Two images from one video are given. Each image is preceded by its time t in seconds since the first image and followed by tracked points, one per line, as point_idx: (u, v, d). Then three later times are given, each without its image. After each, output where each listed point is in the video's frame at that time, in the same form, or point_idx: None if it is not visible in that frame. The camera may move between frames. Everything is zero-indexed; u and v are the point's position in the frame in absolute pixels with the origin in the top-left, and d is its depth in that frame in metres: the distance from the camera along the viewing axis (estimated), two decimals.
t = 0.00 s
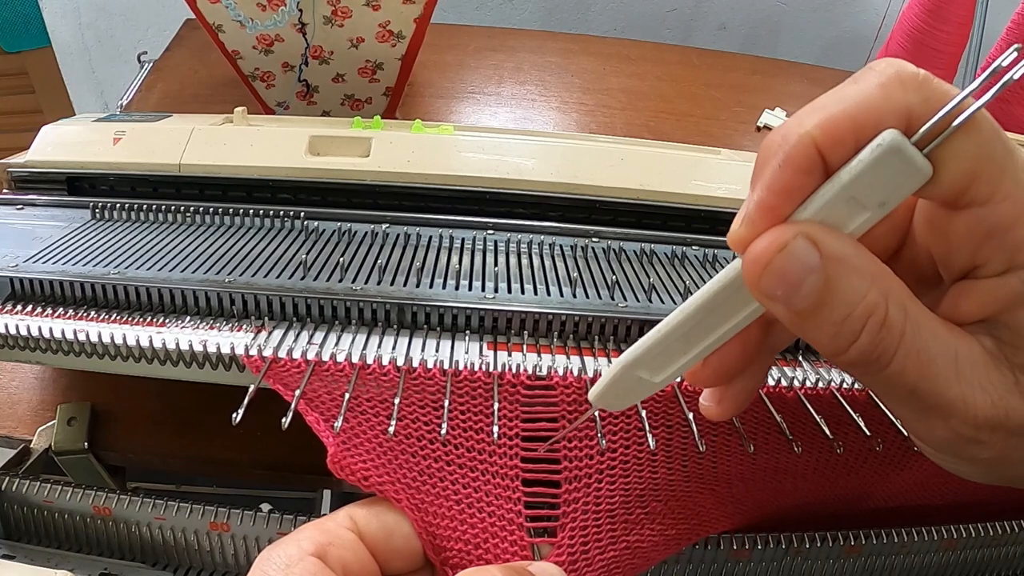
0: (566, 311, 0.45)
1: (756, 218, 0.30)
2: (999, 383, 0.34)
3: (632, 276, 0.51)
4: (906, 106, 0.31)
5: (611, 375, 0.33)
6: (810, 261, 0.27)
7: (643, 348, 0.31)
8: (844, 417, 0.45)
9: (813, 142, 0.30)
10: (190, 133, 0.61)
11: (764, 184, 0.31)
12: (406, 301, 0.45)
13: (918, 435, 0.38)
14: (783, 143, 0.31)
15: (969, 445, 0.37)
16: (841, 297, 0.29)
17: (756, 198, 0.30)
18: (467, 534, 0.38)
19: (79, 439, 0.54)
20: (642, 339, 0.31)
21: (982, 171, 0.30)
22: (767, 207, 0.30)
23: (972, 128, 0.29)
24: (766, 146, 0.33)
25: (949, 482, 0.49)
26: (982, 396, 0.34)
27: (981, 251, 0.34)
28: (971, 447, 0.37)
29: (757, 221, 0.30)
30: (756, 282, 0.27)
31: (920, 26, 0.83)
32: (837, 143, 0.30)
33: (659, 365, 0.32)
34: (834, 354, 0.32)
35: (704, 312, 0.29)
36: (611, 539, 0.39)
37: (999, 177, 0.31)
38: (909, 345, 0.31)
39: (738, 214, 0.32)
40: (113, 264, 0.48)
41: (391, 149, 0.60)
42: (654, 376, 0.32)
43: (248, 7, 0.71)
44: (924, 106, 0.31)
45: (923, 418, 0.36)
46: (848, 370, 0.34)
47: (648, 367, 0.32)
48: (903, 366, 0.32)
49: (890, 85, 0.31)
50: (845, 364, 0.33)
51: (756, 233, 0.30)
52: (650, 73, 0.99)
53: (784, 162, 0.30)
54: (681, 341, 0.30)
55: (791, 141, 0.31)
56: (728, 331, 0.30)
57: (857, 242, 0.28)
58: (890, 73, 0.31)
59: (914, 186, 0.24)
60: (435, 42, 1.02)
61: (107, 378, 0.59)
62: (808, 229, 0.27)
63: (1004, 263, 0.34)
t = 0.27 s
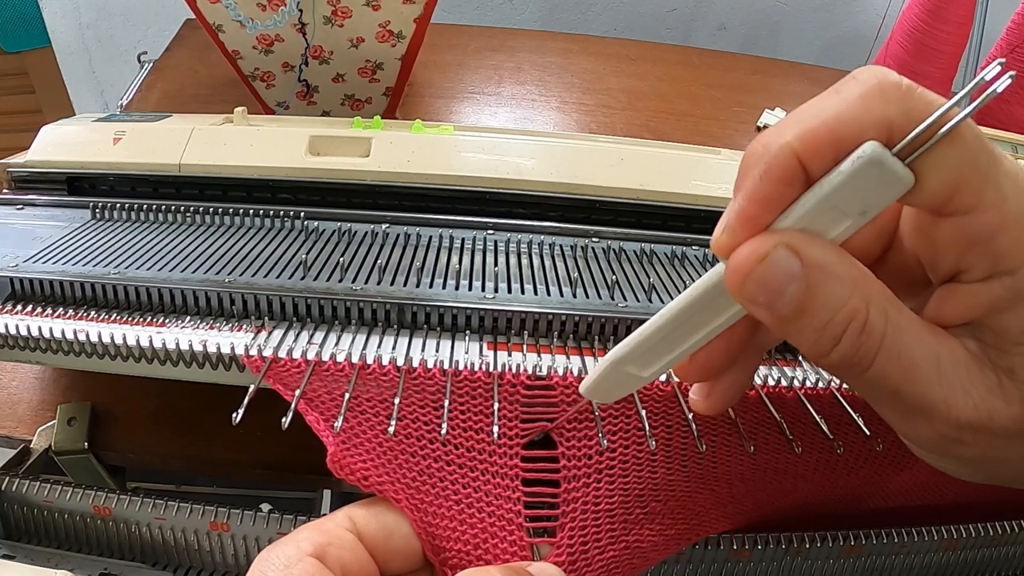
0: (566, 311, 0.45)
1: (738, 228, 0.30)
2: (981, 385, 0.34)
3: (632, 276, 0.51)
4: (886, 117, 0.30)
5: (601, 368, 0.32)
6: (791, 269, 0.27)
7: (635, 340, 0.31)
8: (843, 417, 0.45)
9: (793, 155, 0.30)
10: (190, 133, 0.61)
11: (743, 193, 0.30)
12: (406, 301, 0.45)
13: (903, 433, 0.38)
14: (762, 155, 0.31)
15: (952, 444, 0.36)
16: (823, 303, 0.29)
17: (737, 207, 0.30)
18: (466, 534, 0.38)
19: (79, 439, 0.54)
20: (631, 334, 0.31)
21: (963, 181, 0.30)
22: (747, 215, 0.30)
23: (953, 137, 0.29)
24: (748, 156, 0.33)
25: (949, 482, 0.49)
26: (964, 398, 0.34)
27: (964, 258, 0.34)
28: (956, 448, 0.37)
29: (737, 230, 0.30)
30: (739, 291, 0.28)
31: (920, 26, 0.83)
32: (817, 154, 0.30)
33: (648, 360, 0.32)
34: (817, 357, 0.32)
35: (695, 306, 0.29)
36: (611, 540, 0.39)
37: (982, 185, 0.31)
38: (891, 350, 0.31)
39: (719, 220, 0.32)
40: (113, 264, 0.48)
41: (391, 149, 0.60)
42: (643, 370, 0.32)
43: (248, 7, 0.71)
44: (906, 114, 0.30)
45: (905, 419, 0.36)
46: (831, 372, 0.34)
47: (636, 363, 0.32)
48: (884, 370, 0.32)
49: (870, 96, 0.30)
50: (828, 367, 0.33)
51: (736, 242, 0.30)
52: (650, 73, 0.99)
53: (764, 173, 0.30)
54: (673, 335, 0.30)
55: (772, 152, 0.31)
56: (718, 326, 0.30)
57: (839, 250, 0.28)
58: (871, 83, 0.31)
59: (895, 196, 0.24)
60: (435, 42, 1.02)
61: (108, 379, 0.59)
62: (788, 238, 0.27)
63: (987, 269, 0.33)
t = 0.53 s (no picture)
0: (566, 311, 0.45)
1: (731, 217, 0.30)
2: (983, 373, 0.34)
3: (632, 275, 0.51)
4: (877, 100, 0.30)
5: (597, 370, 0.32)
6: (787, 256, 0.27)
7: (630, 340, 0.31)
8: (843, 417, 0.45)
9: (784, 140, 0.30)
10: (190, 132, 0.61)
11: (736, 181, 0.31)
12: (406, 301, 0.45)
13: (907, 428, 0.38)
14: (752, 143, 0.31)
15: (957, 435, 0.36)
16: (820, 290, 0.29)
17: (730, 196, 0.31)
18: (465, 534, 0.38)
19: (79, 439, 0.54)
20: (626, 333, 0.31)
21: (952, 165, 0.30)
22: (740, 203, 0.30)
23: (942, 120, 0.29)
24: (737, 145, 0.33)
25: (949, 482, 0.49)
26: (967, 385, 0.34)
27: (957, 244, 0.34)
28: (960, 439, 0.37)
29: (732, 218, 0.30)
30: (736, 280, 0.28)
31: (920, 26, 0.83)
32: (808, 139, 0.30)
33: (646, 359, 0.32)
34: (816, 346, 0.32)
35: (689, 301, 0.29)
36: (611, 540, 0.39)
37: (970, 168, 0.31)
38: (890, 337, 0.31)
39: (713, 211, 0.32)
40: (113, 265, 0.48)
41: (391, 149, 0.60)
42: (640, 369, 0.32)
43: (248, 7, 0.71)
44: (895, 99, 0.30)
45: (907, 409, 0.36)
46: (831, 362, 0.34)
47: (634, 361, 0.32)
48: (884, 358, 0.32)
49: (859, 81, 0.30)
50: (827, 356, 0.33)
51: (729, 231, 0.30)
52: (650, 73, 0.99)
53: (756, 159, 0.30)
54: (669, 333, 0.30)
55: (764, 139, 0.31)
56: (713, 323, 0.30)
57: (834, 235, 0.28)
58: (860, 68, 0.31)
59: (886, 178, 0.24)
60: (435, 42, 1.02)
61: (108, 379, 0.59)
62: (783, 224, 0.27)
63: (981, 254, 0.33)
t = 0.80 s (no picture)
0: (566, 311, 0.45)
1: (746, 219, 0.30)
2: (999, 381, 0.34)
3: (632, 276, 0.51)
4: (893, 100, 0.30)
5: (605, 387, 0.32)
6: (803, 262, 0.27)
7: (639, 355, 0.31)
8: (843, 417, 0.45)
9: (801, 143, 0.30)
10: (190, 133, 0.61)
11: (752, 185, 0.30)
12: (406, 301, 0.45)
13: (920, 437, 0.38)
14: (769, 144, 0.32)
15: (970, 445, 0.37)
16: (836, 298, 0.29)
17: (744, 201, 0.30)
18: (465, 534, 0.38)
19: (79, 439, 0.54)
20: (634, 349, 0.31)
21: (970, 166, 0.30)
22: (757, 209, 0.29)
23: (962, 121, 0.29)
24: (754, 147, 0.33)
25: (949, 482, 0.49)
26: (983, 394, 0.34)
27: (972, 248, 0.34)
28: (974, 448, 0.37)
29: (748, 222, 0.29)
30: (750, 286, 0.27)
31: (920, 26, 0.83)
32: (825, 140, 0.30)
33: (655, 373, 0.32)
34: (831, 355, 0.32)
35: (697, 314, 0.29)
36: (610, 539, 0.39)
37: (988, 170, 0.31)
38: (906, 345, 0.31)
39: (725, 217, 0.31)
40: (113, 264, 0.48)
41: (391, 149, 0.60)
42: (649, 386, 0.32)
43: (248, 7, 0.71)
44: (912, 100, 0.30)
45: (923, 419, 0.36)
46: (845, 371, 0.34)
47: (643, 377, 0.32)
48: (900, 366, 0.32)
49: (877, 82, 0.31)
50: (842, 365, 0.33)
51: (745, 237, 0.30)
52: (650, 73, 0.99)
53: (773, 161, 0.30)
54: (677, 347, 0.30)
55: (779, 141, 0.31)
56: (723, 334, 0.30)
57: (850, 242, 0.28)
58: (875, 70, 0.31)
59: (903, 181, 0.24)
60: (435, 42, 1.02)
61: (108, 379, 0.59)
62: (799, 230, 0.27)
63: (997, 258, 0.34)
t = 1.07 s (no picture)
0: (566, 311, 0.45)
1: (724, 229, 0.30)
2: (985, 385, 0.34)
3: (632, 276, 0.51)
4: (873, 109, 0.30)
5: (596, 386, 0.32)
6: (782, 273, 0.27)
7: (628, 356, 0.31)
8: (843, 417, 0.45)
9: (778, 152, 0.30)
10: (190, 133, 0.61)
11: (729, 196, 0.31)
12: (406, 301, 0.45)
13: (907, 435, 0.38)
14: (747, 154, 0.32)
15: (953, 444, 0.37)
16: (816, 305, 0.29)
17: (723, 212, 0.31)
18: (464, 535, 0.38)
19: (79, 439, 0.54)
20: (624, 348, 0.31)
21: (955, 173, 0.30)
22: (734, 219, 0.30)
23: (944, 130, 0.29)
24: (732, 155, 0.33)
25: (949, 482, 0.49)
26: (968, 398, 0.34)
27: (959, 253, 0.34)
28: (963, 450, 0.37)
29: (725, 234, 0.30)
30: (728, 295, 0.27)
31: (920, 26, 0.83)
32: (804, 149, 0.30)
33: (646, 372, 0.31)
34: (814, 361, 0.32)
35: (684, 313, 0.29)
36: (611, 539, 0.39)
37: (974, 177, 0.31)
38: (889, 352, 0.32)
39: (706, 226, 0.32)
40: (113, 264, 0.48)
41: (390, 149, 0.60)
42: (640, 382, 0.32)
43: (248, 7, 0.71)
44: (893, 107, 0.30)
45: (909, 422, 0.36)
46: (830, 376, 0.34)
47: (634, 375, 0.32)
48: (883, 372, 0.32)
49: (855, 88, 0.31)
50: (826, 371, 0.33)
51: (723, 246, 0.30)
52: (650, 73, 0.99)
53: (749, 174, 0.30)
54: (667, 347, 0.30)
55: (757, 151, 0.31)
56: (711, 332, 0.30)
57: (830, 251, 0.28)
58: (855, 77, 0.31)
59: (886, 189, 0.24)
60: (434, 42, 1.02)
61: (108, 379, 0.59)
62: (777, 242, 0.27)
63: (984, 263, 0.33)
